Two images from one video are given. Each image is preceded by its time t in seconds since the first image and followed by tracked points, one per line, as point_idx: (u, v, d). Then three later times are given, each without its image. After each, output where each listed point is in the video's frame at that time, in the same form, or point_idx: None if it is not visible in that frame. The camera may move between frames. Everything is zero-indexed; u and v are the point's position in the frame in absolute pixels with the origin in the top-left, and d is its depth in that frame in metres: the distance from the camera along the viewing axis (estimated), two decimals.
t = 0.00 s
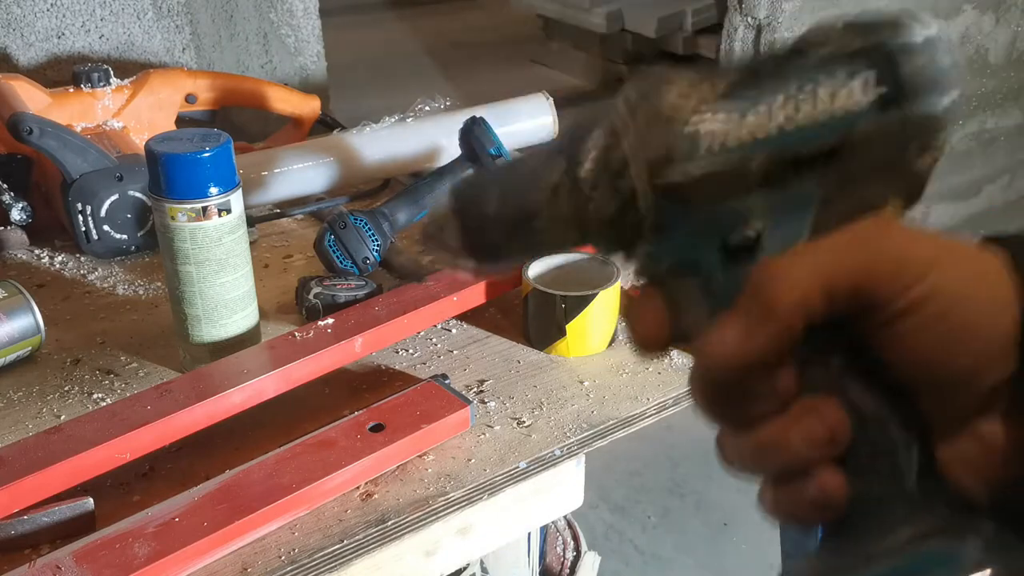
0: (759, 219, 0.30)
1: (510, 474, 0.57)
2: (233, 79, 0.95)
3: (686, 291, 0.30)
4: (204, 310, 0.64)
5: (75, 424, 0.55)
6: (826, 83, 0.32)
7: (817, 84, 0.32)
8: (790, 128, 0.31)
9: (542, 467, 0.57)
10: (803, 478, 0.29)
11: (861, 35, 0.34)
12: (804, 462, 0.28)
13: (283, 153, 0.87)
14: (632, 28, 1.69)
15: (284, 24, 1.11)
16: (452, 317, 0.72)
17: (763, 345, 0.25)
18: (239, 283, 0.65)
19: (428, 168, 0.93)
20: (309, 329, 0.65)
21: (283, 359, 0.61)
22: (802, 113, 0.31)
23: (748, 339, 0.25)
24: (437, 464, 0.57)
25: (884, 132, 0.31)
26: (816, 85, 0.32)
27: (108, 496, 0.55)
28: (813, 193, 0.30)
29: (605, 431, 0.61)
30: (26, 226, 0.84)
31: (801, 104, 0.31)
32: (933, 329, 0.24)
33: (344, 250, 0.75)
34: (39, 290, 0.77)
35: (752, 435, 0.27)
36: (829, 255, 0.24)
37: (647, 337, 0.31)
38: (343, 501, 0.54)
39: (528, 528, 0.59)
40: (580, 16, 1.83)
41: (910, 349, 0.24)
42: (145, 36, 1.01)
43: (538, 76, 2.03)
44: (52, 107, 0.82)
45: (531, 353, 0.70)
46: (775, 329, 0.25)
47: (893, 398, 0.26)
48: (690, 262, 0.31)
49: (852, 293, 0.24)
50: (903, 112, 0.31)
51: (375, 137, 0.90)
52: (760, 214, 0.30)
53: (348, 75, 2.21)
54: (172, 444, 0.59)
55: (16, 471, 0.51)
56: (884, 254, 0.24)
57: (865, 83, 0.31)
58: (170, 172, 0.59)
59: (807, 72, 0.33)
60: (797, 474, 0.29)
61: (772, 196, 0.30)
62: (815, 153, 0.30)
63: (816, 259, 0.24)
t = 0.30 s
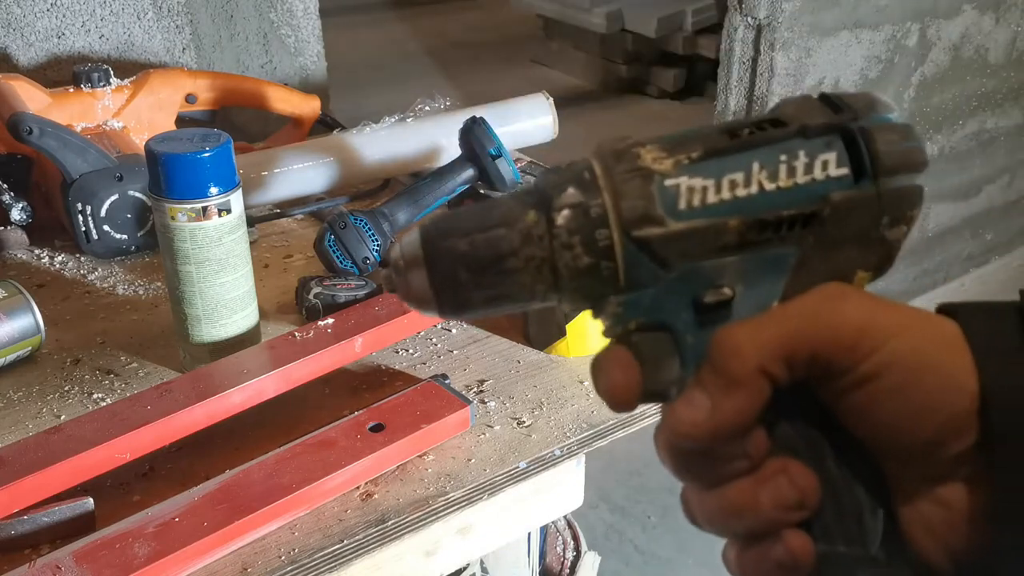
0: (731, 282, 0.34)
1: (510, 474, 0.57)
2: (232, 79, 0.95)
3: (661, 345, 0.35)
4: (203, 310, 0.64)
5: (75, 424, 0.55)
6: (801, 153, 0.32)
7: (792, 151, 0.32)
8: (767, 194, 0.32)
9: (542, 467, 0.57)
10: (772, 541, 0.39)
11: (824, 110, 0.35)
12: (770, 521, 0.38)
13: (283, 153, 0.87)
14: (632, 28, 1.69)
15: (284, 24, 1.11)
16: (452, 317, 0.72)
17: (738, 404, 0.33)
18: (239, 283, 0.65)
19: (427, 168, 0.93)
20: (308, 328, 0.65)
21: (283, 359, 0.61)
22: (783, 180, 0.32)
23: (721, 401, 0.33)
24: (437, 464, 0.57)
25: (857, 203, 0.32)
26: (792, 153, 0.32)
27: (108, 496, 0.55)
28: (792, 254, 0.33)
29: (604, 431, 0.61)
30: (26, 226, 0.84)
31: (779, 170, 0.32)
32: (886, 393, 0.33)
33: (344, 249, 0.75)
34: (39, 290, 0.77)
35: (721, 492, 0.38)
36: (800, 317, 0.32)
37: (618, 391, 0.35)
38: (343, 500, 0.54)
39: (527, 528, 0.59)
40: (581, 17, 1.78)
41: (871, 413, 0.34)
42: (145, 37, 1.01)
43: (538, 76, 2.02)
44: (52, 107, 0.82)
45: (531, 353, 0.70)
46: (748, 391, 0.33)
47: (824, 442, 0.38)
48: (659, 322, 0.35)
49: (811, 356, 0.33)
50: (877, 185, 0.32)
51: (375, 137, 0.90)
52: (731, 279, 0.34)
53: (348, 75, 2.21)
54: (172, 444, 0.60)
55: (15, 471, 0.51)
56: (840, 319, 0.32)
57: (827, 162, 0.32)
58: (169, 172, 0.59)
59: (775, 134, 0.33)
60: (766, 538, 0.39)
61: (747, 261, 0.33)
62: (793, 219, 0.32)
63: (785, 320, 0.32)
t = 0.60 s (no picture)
0: (719, 261, 0.35)
1: (510, 474, 0.57)
2: (232, 79, 0.95)
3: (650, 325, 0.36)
4: (203, 310, 0.64)
5: (74, 424, 0.55)
6: (788, 132, 0.34)
7: (780, 131, 0.34)
8: (753, 173, 0.34)
9: (542, 467, 0.57)
10: (759, 516, 0.39)
11: (811, 92, 0.36)
12: (759, 496, 0.39)
13: (283, 153, 0.87)
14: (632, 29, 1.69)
15: (284, 24, 1.11)
16: (452, 317, 0.72)
17: (726, 379, 0.34)
18: (239, 284, 0.65)
19: (428, 168, 0.93)
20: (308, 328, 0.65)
21: (284, 359, 0.61)
22: (771, 159, 0.34)
23: (710, 375, 0.34)
24: (437, 464, 0.57)
25: (842, 180, 0.35)
26: (780, 133, 0.34)
27: (109, 496, 0.55)
28: (778, 233, 0.35)
29: (604, 431, 0.61)
30: (26, 226, 0.84)
31: (766, 149, 0.34)
32: (875, 368, 0.35)
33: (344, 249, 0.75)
34: (39, 290, 0.77)
35: (710, 467, 0.39)
36: (788, 293, 0.34)
37: (609, 369, 0.36)
38: (343, 500, 0.54)
39: (527, 528, 0.59)
40: (581, 17, 1.77)
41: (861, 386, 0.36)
42: (145, 37, 1.01)
43: (539, 76, 2.02)
44: (52, 107, 0.82)
45: (531, 353, 0.70)
46: (737, 367, 0.34)
47: (805, 411, 0.41)
48: (648, 300, 0.36)
49: (801, 331, 0.34)
50: (864, 164, 0.35)
51: (374, 137, 0.90)
52: (720, 258, 0.35)
53: (348, 75, 2.20)
54: (172, 444, 0.60)
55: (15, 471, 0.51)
56: (830, 295, 0.34)
57: (814, 140, 0.34)
58: (169, 173, 0.59)
59: (761, 114, 0.35)
60: (752, 515, 0.40)
61: (735, 240, 0.35)
62: (780, 197, 0.35)
63: (774, 296, 0.34)
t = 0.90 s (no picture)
0: (714, 239, 0.35)
1: (510, 474, 0.57)
2: (232, 79, 0.96)
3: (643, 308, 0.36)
4: (203, 310, 0.64)
5: (74, 424, 0.55)
6: (783, 110, 0.34)
7: (776, 109, 0.34)
8: (748, 150, 0.34)
9: (542, 467, 0.57)
10: (753, 496, 0.39)
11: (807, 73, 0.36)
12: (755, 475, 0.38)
13: (283, 152, 0.87)
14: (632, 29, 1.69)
15: (284, 24, 1.11)
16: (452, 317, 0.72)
17: (724, 353, 0.34)
18: (239, 284, 0.65)
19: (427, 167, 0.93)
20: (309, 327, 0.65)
21: (284, 358, 0.61)
22: (766, 136, 0.34)
23: (707, 350, 0.34)
24: (437, 464, 0.57)
25: (837, 158, 0.35)
26: (775, 111, 0.34)
27: (109, 496, 0.55)
28: (774, 212, 0.35)
29: (604, 431, 0.61)
30: (26, 226, 0.84)
31: (761, 127, 0.34)
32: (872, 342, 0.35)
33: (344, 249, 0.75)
34: (39, 290, 0.77)
35: (706, 446, 0.39)
36: (786, 269, 0.33)
37: (600, 346, 0.37)
38: (343, 500, 0.54)
39: (527, 528, 0.59)
40: (580, 17, 1.77)
41: (857, 362, 0.36)
42: (145, 36, 1.01)
43: (539, 77, 2.02)
44: (52, 108, 0.82)
45: (531, 353, 0.70)
46: (733, 343, 0.34)
47: (801, 389, 0.40)
48: (642, 279, 0.36)
49: (798, 307, 0.34)
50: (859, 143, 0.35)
51: (374, 137, 0.90)
52: (714, 235, 0.35)
53: (348, 75, 2.20)
54: (172, 444, 0.59)
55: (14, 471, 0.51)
56: (828, 271, 0.33)
57: (810, 118, 0.34)
58: (170, 173, 0.59)
59: (756, 92, 0.35)
60: (746, 494, 0.39)
61: (730, 218, 0.35)
62: (776, 174, 0.34)
63: (773, 271, 0.33)
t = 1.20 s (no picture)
0: (727, 235, 0.37)
1: (510, 474, 0.57)
2: (232, 79, 0.96)
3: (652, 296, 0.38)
4: (203, 311, 0.64)
5: (74, 423, 0.55)
6: (802, 108, 0.35)
7: (794, 107, 0.35)
8: (766, 147, 0.35)
9: (542, 467, 0.57)
10: (755, 498, 0.40)
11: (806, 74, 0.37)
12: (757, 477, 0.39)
13: (283, 152, 0.87)
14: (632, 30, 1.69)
15: (284, 24, 1.11)
16: (452, 317, 0.72)
17: (737, 349, 0.34)
18: (239, 284, 0.65)
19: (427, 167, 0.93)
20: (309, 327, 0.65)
21: (284, 359, 0.61)
22: (784, 134, 0.35)
23: (720, 345, 0.34)
24: (437, 464, 0.57)
25: (855, 158, 0.36)
26: (794, 108, 0.35)
27: (109, 496, 0.55)
28: (787, 210, 0.37)
29: (604, 431, 0.61)
30: (26, 226, 0.84)
31: (780, 124, 0.35)
32: (885, 343, 0.36)
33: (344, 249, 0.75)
34: (39, 290, 0.77)
35: (707, 448, 0.40)
36: (801, 266, 0.34)
37: (604, 341, 0.38)
38: (343, 500, 0.54)
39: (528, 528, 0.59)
40: (580, 17, 1.77)
41: (866, 363, 0.37)
42: (145, 36, 1.01)
43: (539, 77, 2.02)
44: (52, 108, 0.82)
45: (532, 353, 0.70)
46: (745, 339, 0.34)
47: (807, 389, 0.41)
48: (652, 272, 0.37)
49: (812, 304, 0.35)
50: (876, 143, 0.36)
51: (374, 136, 0.91)
52: (728, 232, 0.37)
53: (347, 75, 2.19)
54: (172, 444, 0.59)
55: (15, 471, 0.51)
56: (844, 271, 0.34)
57: (829, 117, 0.36)
58: (170, 173, 0.59)
59: (775, 88, 0.36)
60: (748, 497, 0.40)
61: (745, 215, 0.36)
62: (792, 172, 0.36)
63: (786, 268, 0.34)
